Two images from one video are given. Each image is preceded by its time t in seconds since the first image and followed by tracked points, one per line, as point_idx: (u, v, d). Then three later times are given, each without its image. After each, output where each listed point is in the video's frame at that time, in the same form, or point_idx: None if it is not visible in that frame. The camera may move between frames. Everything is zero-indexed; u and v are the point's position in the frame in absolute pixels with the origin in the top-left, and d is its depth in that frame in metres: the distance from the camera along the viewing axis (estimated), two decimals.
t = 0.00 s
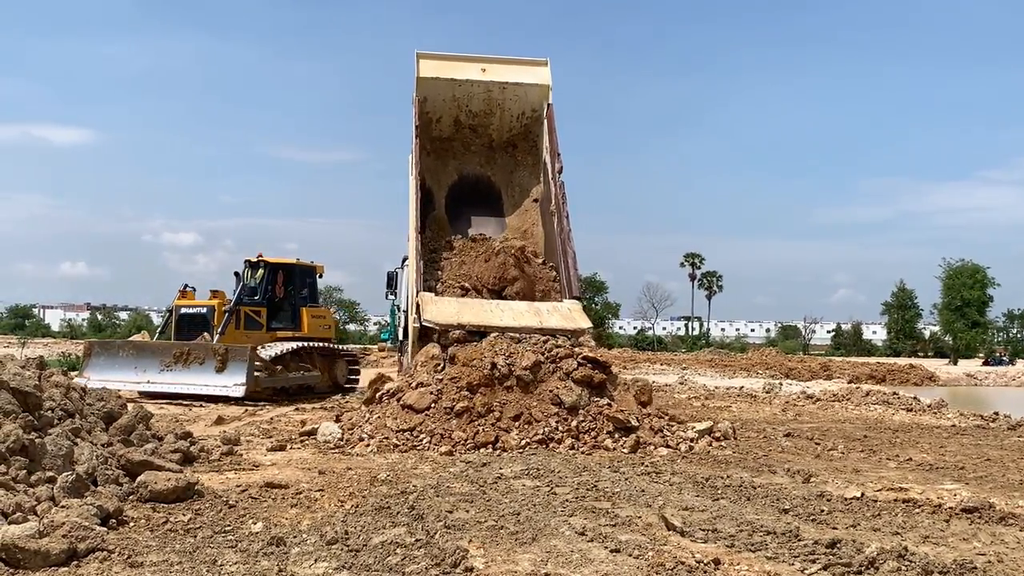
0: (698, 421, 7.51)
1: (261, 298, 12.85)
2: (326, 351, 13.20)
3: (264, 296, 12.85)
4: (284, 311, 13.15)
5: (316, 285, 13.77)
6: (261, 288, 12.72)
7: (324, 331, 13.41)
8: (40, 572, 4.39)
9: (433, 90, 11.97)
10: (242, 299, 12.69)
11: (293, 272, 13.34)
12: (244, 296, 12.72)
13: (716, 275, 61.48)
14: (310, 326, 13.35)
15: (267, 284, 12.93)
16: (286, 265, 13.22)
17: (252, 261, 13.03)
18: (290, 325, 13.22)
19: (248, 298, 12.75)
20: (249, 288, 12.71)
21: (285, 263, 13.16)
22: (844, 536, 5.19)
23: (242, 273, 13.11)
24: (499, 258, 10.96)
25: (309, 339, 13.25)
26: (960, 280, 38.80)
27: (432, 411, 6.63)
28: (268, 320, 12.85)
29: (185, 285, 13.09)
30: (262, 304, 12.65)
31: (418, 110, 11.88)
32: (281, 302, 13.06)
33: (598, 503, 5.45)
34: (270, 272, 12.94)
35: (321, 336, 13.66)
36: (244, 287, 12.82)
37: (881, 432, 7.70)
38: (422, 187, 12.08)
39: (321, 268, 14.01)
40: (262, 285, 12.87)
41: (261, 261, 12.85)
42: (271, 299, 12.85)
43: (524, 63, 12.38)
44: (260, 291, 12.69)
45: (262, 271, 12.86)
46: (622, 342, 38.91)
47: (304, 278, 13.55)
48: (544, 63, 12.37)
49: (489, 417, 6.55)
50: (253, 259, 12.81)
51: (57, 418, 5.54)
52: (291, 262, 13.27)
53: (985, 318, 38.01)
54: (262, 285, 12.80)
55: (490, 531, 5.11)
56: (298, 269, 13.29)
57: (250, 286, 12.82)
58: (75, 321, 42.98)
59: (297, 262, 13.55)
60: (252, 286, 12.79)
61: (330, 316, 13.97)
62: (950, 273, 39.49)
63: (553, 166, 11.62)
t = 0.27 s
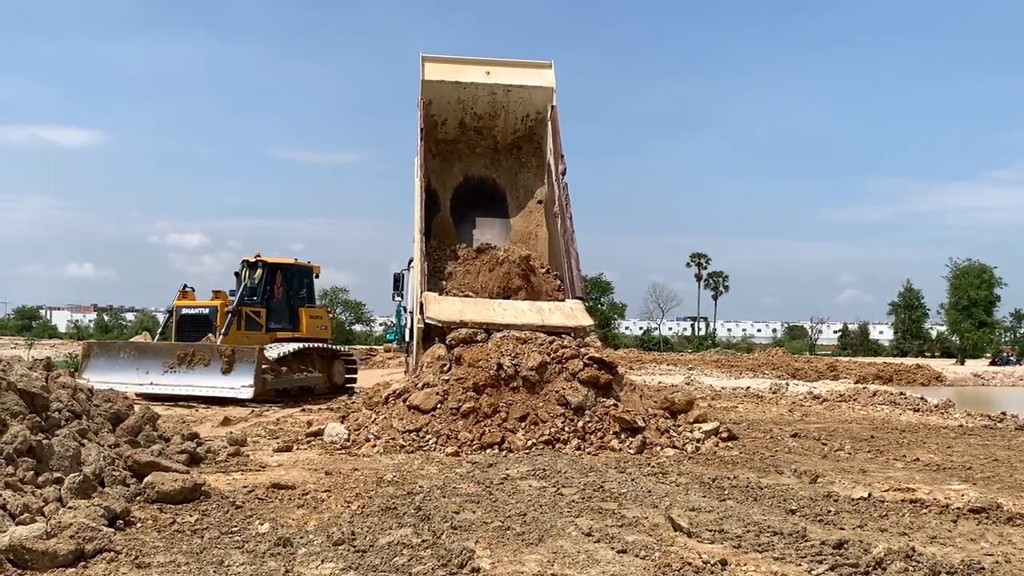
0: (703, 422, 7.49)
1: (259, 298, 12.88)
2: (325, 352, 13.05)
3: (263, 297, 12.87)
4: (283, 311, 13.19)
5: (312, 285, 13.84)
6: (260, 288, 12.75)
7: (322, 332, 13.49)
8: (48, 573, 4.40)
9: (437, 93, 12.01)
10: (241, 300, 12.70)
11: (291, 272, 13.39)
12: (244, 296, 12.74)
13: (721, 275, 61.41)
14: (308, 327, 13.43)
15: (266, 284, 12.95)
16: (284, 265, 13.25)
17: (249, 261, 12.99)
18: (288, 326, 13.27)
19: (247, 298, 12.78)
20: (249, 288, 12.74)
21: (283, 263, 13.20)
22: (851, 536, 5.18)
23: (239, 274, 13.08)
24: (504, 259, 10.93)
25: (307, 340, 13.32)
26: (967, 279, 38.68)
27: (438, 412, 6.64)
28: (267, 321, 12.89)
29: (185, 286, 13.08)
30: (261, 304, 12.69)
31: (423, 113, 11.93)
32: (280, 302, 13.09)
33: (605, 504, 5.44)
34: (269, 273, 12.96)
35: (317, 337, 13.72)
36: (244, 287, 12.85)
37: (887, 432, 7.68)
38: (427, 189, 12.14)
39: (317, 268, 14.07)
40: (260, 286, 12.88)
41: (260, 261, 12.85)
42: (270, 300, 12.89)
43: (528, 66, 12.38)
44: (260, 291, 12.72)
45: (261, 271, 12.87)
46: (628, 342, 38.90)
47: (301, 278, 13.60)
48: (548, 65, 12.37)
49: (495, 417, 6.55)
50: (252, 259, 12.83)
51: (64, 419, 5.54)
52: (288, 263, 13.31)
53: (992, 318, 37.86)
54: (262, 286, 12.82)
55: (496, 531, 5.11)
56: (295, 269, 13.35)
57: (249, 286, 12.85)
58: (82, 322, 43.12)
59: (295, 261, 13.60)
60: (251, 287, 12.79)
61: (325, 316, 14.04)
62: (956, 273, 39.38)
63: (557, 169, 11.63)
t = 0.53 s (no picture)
0: (710, 421, 7.48)
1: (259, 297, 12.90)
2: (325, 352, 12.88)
3: (263, 296, 12.91)
4: (282, 311, 13.24)
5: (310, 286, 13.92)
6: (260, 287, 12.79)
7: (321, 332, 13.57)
8: (56, 572, 4.42)
9: (443, 94, 11.93)
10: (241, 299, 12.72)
11: (290, 271, 13.46)
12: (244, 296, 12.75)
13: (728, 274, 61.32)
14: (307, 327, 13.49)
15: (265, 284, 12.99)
16: (283, 265, 13.32)
17: (248, 260, 13.01)
18: (287, 325, 13.32)
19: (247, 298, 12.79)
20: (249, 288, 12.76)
21: (282, 263, 13.27)
22: (858, 535, 5.18)
23: (238, 273, 13.11)
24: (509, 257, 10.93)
25: (306, 340, 13.39)
26: (975, 278, 38.44)
27: (445, 411, 6.64)
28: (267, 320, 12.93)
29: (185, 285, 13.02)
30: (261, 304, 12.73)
31: (427, 115, 11.90)
32: (279, 301, 13.14)
33: (612, 503, 5.44)
34: (268, 272, 13.02)
35: (315, 337, 13.79)
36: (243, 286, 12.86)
37: (895, 431, 7.66)
38: (433, 191, 12.18)
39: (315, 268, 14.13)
40: (260, 285, 12.91)
41: (260, 260, 12.90)
42: (269, 299, 12.93)
43: (531, 67, 12.37)
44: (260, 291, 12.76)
45: (261, 270, 12.90)
46: (635, 341, 38.90)
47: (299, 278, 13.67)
48: (551, 66, 12.30)
49: (501, 417, 6.53)
50: (251, 258, 12.85)
51: (71, 419, 5.55)
52: (287, 262, 13.38)
53: (1000, 317, 37.64)
54: (262, 285, 12.85)
55: (503, 531, 5.11)
56: (294, 269, 13.41)
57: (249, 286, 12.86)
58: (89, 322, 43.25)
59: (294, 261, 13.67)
60: (251, 286, 12.80)
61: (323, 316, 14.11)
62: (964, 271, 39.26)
63: (560, 168, 11.60)
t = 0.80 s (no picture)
0: (718, 419, 7.48)
1: (260, 296, 12.92)
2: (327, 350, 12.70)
3: (264, 294, 12.94)
4: (282, 309, 13.28)
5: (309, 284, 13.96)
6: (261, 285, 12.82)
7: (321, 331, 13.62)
8: (64, 570, 4.43)
9: (448, 96, 12.00)
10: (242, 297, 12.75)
11: (290, 270, 13.50)
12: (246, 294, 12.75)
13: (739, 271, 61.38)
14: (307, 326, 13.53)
15: (266, 282, 13.03)
16: (283, 263, 13.36)
17: (248, 258, 13.05)
18: (287, 324, 13.35)
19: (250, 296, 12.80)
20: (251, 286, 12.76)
21: (282, 261, 13.31)
22: (867, 534, 5.17)
23: (238, 271, 13.13)
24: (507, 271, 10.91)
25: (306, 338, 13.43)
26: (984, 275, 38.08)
27: (453, 410, 6.64)
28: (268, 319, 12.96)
29: (188, 283, 12.99)
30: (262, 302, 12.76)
31: (432, 116, 11.92)
32: (280, 300, 13.18)
33: (619, 501, 5.43)
34: (269, 270, 13.06)
35: (315, 336, 13.83)
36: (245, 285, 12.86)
37: (903, 429, 7.64)
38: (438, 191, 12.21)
39: (314, 267, 14.18)
40: (261, 283, 12.95)
41: (260, 258, 12.94)
42: (270, 297, 12.97)
43: (535, 68, 12.40)
44: (260, 289, 12.80)
45: (261, 267, 12.91)
46: (642, 339, 38.86)
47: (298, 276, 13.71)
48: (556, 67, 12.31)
49: (509, 415, 6.54)
50: (252, 255, 12.85)
51: (80, 418, 5.56)
52: (287, 260, 13.42)
53: (1009, 315, 37.15)
54: (262, 283, 12.89)
55: (510, 529, 5.11)
56: (294, 267, 13.45)
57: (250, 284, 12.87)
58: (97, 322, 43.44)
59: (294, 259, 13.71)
60: (252, 284, 12.83)
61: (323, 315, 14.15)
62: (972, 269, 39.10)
63: (563, 168, 11.59)
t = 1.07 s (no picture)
0: (728, 417, 7.47)
1: (263, 293, 12.91)
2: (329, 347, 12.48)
3: (267, 291, 12.95)
4: (285, 306, 13.30)
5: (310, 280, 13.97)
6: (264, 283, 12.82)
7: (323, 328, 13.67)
8: (75, 568, 4.46)
9: (455, 97, 12.01)
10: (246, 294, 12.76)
11: (292, 266, 13.49)
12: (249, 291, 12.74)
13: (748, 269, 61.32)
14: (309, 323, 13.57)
15: (268, 279, 13.03)
16: (285, 259, 13.34)
17: (250, 255, 13.03)
18: (290, 321, 13.38)
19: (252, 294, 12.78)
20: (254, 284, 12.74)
21: (284, 258, 13.29)
22: (877, 531, 5.16)
23: (240, 268, 13.10)
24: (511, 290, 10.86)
25: (308, 335, 13.47)
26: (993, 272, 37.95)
27: (462, 407, 6.64)
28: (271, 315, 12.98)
29: (191, 280, 12.95)
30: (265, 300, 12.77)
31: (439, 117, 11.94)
32: (283, 297, 13.20)
33: (629, 499, 5.42)
34: (271, 267, 13.05)
35: (316, 333, 13.87)
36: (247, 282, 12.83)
37: (914, 427, 7.62)
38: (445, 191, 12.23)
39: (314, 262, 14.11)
40: (264, 280, 12.95)
41: (262, 255, 12.90)
42: (273, 294, 12.98)
43: (541, 67, 12.37)
44: (263, 286, 12.80)
45: (263, 264, 12.88)
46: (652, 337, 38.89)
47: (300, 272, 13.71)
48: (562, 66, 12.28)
49: (518, 412, 6.53)
50: (254, 252, 12.78)
51: (90, 415, 5.57)
52: (289, 257, 13.40)
53: (1019, 312, 37.03)
54: (265, 280, 12.89)
55: (520, 526, 5.10)
56: (296, 264, 13.42)
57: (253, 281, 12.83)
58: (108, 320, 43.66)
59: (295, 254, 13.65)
60: (255, 281, 12.82)
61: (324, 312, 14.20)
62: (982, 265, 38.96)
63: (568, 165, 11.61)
